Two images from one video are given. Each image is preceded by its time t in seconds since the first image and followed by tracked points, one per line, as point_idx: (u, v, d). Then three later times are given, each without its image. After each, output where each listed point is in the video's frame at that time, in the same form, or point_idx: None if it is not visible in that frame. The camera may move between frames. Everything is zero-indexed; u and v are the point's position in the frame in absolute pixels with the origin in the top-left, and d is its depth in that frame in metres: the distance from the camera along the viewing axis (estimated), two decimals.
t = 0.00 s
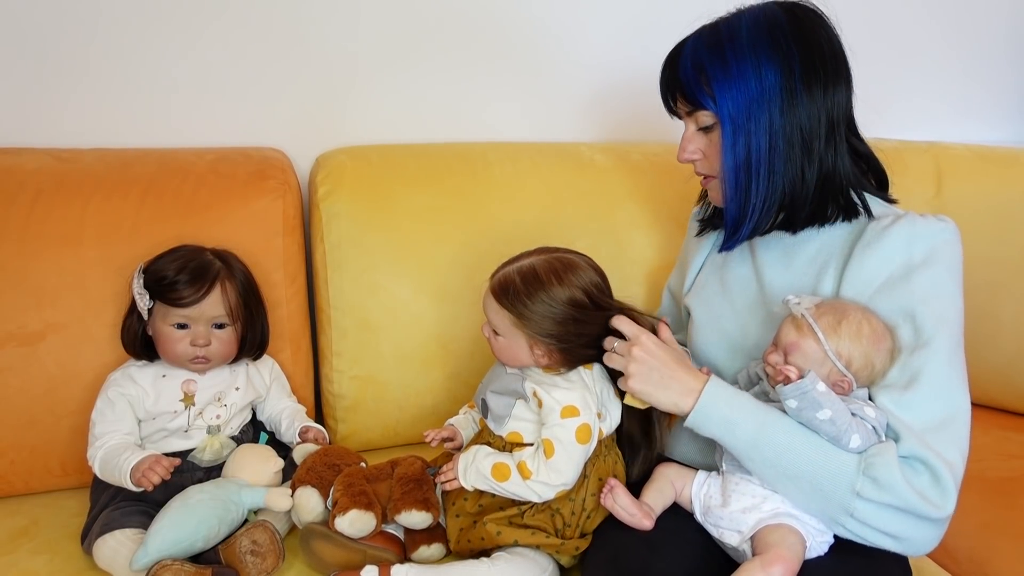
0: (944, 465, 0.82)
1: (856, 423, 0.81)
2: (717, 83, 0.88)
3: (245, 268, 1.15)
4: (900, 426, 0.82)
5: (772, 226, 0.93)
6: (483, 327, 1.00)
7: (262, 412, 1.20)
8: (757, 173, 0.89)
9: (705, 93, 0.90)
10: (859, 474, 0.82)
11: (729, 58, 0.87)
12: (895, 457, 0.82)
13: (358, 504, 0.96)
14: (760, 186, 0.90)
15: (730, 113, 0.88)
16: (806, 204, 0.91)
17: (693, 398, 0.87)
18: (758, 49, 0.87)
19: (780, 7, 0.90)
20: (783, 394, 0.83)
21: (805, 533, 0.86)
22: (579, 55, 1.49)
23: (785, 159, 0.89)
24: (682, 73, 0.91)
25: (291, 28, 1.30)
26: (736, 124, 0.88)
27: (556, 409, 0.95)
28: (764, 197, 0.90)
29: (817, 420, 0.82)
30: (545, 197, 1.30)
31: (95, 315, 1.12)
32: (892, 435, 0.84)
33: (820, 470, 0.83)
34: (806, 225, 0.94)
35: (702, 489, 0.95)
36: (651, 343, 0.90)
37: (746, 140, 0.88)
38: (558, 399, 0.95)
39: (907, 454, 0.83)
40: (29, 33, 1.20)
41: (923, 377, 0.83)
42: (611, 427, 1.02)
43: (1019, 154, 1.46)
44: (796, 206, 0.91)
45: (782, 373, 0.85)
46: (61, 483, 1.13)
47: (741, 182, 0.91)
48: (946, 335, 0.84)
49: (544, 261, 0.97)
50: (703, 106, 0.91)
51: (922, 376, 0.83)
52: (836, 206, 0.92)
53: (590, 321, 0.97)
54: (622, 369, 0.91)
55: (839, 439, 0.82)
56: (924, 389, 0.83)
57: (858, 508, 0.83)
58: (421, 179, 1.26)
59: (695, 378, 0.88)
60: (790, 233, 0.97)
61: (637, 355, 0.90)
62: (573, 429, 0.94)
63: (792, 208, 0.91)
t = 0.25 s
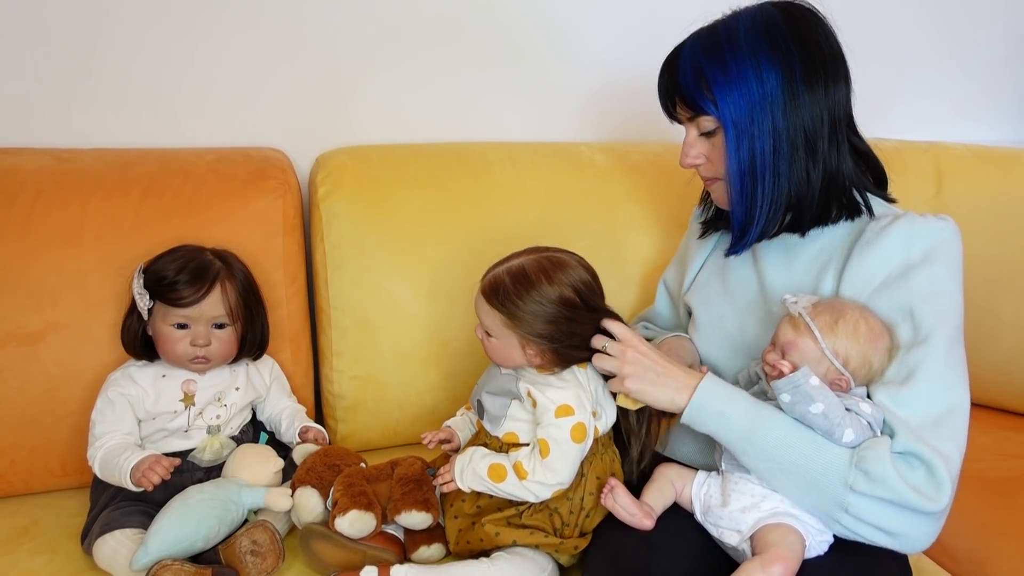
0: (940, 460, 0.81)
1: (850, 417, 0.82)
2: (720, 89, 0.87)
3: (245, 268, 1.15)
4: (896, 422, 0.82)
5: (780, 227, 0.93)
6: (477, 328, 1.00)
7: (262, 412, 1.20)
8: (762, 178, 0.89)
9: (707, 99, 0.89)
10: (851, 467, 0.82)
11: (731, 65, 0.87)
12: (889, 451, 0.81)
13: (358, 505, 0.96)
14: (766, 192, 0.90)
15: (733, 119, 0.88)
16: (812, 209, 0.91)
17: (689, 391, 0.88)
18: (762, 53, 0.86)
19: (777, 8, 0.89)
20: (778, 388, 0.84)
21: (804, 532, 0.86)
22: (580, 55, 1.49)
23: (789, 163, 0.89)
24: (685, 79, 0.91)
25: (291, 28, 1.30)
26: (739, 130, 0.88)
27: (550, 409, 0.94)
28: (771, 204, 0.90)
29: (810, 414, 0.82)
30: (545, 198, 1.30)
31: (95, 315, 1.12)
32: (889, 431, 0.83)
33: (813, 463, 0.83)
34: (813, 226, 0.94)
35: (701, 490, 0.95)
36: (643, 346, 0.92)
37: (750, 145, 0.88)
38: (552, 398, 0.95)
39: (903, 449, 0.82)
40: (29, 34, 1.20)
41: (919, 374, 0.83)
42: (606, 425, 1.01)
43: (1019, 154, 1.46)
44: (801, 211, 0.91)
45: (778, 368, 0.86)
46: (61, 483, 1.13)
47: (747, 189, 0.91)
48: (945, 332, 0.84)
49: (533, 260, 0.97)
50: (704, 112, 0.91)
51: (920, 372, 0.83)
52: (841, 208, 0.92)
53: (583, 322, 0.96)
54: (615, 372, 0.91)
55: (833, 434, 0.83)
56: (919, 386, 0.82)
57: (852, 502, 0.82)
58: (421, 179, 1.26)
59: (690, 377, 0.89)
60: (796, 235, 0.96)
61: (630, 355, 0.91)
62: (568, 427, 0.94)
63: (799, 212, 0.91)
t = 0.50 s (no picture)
0: (946, 487, 0.77)
1: (851, 432, 0.81)
2: (774, 105, 0.81)
3: (245, 268, 1.15)
4: (903, 440, 0.79)
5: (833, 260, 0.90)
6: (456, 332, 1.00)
7: (262, 412, 1.20)
8: (818, 201, 0.85)
9: (757, 115, 0.83)
10: (841, 485, 0.81)
11: (789, 77, 0.80)
12: (887, 471, 0.78)
13: (331, 513, 0.96)
14: (821, 213, 0.85)
15: (788, 136, 0.82)
16: (871, 232, 0.87)
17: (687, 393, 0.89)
18: (822, 62, 0.80)
19: None
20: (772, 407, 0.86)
21: (802, 556, 0.85)
22: (580, 55, 1.49)
23: (844, 182, 0.84)
24: (732, 91, 0.83)
25: (291, 27, 1.30)
26: (796, 148, 0.82)
27: (517, 412, 0.93)
28: (825, 227, 0.86)
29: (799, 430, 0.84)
30: (544, 197, 1.30)
31: (95, 315, 1.12)
32: (896, 450, 0.80)
33: (806, 475, 0.82)
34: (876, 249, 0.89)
35: (706, 508, 0.94)
36: (634, 357, 0.93)
37: (806, 165, 0.83)
38: (520, 400, 0.94)
39: (906, 473, 0.79)
40: (30, 34, 1.20)
41: (943, 391, 0.80)
42: (585, 436, 0.99)
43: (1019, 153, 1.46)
44: (856, 238, 0.87)
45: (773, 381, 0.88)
46: (62, 483, 1.14)
47: (801, 212, 0.86)
48: (976, 350, 0.81)
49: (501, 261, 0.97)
50: (754, 126, 0.84)
51: (940, 391, 0.80)
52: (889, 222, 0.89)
53: (562, 326, 0.96)
54: (612, 389, 0.91)
55: (830, 445, 0.82)
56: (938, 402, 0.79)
57: (841, 522, 0.81)
58: (421, 179, 1.26)
59: (687, 377, 0.90)
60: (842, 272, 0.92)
61: (625, 367, 0.91)
62: (535, 432, 0.92)
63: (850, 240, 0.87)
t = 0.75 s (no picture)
0: (946, 484, 0.77)
1: (851, 431, 0.81)
2: (791, 108, 0.81)
3: (245, 268, 1.15)
4: (903, 439, 0.79)
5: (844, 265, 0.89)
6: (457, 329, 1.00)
7: (262, 412, 1.20)
8: (834, 205, 0.84)
9: (773, 117, 0.82)
10: (841, 485, 0.81)
11: (806, 79, 0.80)
12: (886, 470, 0.78)
13: (331, 513, 0.96)
14: (835, 218, 0.85)
15: (805, 140, 0.81)
16: (883, 235, 0.87)
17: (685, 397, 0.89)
18: (838, 65, 0.79)
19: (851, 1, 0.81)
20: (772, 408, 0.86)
21: (803, 555, 0.86)
22: (580, 56, 1.49)
23: (858, 186, 0.84)
24: (749, 92, 0.82)
25: (292, 28, 1.30)
26: (813, 152, 0.82)
27: (518, 410, 0.93)
28: (840, 232, 0.86)
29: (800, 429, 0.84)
30: (544, 197, 1.30)
31: (95, 315, 1.12)
32: (896, 449, 0.81)
33: (807, 475, 0.82)
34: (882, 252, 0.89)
35: (706, 507, 0.94)
36: (634, 358, 0.92)
37: (823, 169, 0.83)
38: (520, 399, 0.94)
39: (905, 471, 0.79)
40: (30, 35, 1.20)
41: (945, 391, 0.80)
42: (585, 436, 0.99)
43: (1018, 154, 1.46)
44: (869, 242, 0.87)
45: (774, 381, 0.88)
46: (62, 483, 1.14)
47: (816, 217, 0.85)
48: (977, 350, 0.81)
49: (503, 258, 0.97)
50: (771, 129, 0.83)
51: (941, 390, 0.80)
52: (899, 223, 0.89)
53: (563, 326, 0.96)
54: (613, 388, 0.91)
55: (830, 444, 0.82)
56: (938, 401, 0.79)
57: (841, 522, 0.81)
58: (421, 179, 1.26)
59: (687, 381, 0.90)
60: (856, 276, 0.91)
61: (625, 367, 0.91)
62: (535, 431, 0.92)
63: (863, 244, 0.87)
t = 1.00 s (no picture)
0: (964, 489, 0.77)
1: (866, 437, 0.82)
2: (815, 110, 0.80)
3: (245, 268, 1.15)
4: (918, 445, 0.80)
5: (863, 270, 0.89)
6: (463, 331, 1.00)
7: (262, 412, 1.20)
8: (855, 209, 0.84)
9: (796, 118, 0.81)
10: (858, 495, 0.81)
11: (830, 80, 0.79)
12: (902, 478, 0.79)
13: (331, 513, 0.96)
14: (855, 222, 0.85)
15: (829, 143, 0.81)
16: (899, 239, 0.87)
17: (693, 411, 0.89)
18: (861, 66, 0.79)
19: None
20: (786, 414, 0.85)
21: (805, 556, 0.86)
22: (580, 56, 1.49)
23: (878, 190, 0.84)
24: (772, 92, 0.81)
25: (291, 28, 1.30)
26: (835, 155, 0.81)
27: (522, 410, 0.93)
28: (859, 235, 0.86)
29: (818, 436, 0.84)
30: (544, 198, 1.30)
31: (95, 316, 1.12)
32: (911, 455, 0.81)
33: (821, 484, 0.82)
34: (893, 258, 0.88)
35: (708, 507, 0.94)
36: (640, 368, 0.91)
37: (845, 172, 0.82)
38: (525, 399, 0.94)
39: (921, 477, 0.79)
40: (30, 35, 1.20)
41: (956, 395, 0.80)
42: (589, 435, 0.99)
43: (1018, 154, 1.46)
44: (888, 246, 0.86)
45: (786, 388, 0.87)
46: (62, 483, 1.14)
47: (838, 222, 0.85)
48: (988, 353, 0.81)
49: (510, 259, 0.97)
50: (794, 131, 0.82)
51: (954, 395, 0.80)
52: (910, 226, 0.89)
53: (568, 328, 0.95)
54: (622, 400, 0.91)
55: (846, 451, 0.83)
56: (951, 406, 0.80)
57: (859, 530, 0.82)
58: (421, 179, 1.26)
59: (695, 394, 0.89)
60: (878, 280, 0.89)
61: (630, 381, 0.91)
62: (539, 431, 0.92)
63: (881, 249, 0.86)
